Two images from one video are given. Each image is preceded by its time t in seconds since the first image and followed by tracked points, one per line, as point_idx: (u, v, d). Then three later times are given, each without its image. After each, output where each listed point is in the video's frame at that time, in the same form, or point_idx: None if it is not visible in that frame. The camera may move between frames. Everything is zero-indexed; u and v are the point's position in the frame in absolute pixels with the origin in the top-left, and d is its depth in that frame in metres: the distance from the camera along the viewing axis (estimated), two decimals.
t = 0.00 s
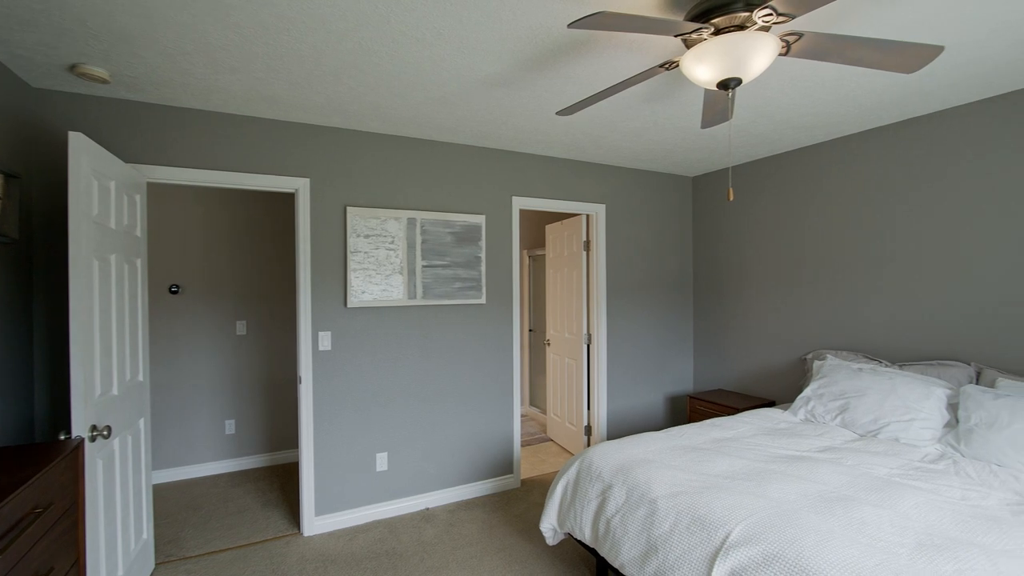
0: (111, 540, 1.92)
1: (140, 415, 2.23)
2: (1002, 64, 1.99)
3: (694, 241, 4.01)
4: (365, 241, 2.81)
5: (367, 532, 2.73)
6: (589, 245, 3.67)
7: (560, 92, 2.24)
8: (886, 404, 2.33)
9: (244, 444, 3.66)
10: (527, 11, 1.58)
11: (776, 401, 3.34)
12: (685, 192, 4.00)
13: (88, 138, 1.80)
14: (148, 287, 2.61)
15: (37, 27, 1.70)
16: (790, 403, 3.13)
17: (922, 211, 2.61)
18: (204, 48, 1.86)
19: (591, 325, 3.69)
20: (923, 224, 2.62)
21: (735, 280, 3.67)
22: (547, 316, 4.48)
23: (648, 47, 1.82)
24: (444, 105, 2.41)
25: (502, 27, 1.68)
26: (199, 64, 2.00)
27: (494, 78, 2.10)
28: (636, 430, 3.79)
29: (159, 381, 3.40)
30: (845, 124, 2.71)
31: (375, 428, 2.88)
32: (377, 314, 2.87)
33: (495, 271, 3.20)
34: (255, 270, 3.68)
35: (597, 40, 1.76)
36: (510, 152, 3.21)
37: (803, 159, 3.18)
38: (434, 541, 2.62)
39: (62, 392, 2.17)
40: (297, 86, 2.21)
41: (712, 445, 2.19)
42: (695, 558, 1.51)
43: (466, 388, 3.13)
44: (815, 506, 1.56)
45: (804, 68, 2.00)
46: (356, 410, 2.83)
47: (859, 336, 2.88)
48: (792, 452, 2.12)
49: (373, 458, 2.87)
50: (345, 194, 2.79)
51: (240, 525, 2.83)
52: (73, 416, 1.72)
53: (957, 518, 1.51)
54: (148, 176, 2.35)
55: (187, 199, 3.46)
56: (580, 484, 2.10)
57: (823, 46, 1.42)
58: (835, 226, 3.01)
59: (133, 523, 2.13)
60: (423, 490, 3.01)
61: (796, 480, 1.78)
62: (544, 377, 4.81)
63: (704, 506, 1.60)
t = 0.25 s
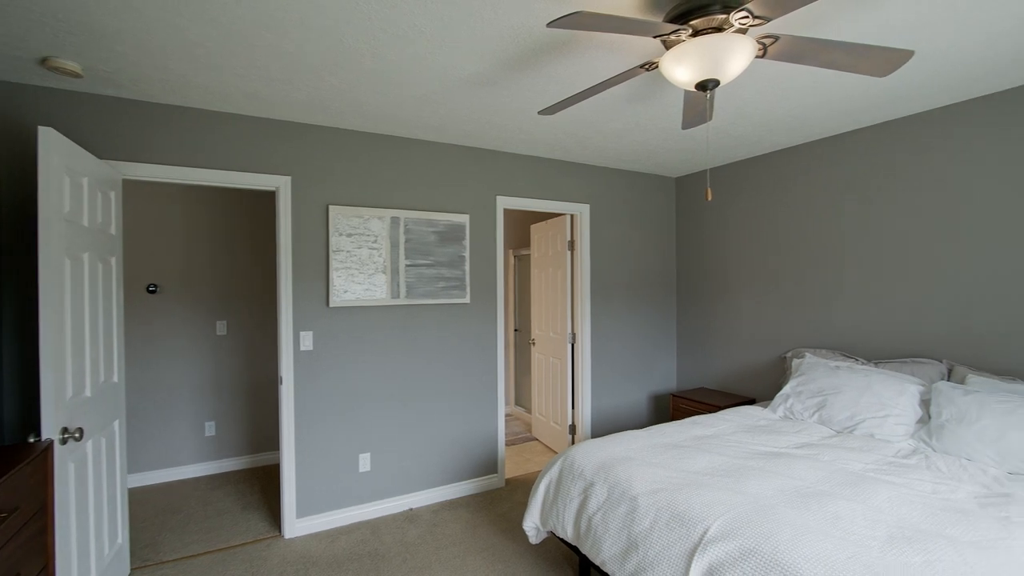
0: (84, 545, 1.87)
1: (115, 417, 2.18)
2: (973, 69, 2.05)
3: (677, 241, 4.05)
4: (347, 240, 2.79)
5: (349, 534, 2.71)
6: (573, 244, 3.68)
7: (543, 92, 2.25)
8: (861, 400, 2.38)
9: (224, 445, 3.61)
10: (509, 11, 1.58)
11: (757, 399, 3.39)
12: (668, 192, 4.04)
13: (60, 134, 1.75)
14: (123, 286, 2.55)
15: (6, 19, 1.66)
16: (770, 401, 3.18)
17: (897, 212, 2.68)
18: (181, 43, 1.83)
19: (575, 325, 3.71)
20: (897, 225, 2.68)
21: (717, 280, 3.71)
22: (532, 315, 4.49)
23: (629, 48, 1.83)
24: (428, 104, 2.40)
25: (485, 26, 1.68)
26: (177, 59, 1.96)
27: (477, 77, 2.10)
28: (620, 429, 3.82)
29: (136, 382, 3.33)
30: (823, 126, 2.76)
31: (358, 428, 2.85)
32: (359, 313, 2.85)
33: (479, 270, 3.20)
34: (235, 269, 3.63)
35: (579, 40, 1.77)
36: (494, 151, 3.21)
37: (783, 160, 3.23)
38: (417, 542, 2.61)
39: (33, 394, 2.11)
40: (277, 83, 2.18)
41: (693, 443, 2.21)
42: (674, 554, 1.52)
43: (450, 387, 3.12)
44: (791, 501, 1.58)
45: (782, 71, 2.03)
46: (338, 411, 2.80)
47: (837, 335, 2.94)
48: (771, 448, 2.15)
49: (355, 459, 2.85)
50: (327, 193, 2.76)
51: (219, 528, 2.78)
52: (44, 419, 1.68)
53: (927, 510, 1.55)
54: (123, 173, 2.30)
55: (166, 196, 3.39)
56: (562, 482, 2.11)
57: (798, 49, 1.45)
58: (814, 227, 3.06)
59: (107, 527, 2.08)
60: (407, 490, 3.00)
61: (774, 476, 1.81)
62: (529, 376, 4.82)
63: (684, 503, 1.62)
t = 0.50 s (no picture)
0: (53, 550, 1.82)
1: (87, 419, 2.13)
2: (944, 74, 2.11)
3: (660, 241, 4.09)
4: (328, 239, 2.76)
5: (331, 535, 2.68)
6: (557, 244, 3.69)
7: (525, 92, 2.25)
8: (837, 397, 2.43)
9: (202, 448, 3.54)
10: (489, 9, 1.58)
11: (737, 397, 3.44)
12: (651, 192, 4.07)
13: (28, 128, 1.70)
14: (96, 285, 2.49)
15: None
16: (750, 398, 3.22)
17: (872, 213, 2.74)
18: (156, 38, 1.80)
19: (559, 324, 3.72)
20: (872, 225, 2.74)
21: (698, 279, 3.76)
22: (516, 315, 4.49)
23: (611, 49, 1.85)
24: (410, 102, 2.39)
25: (465, 24, 1.68)
26: (152, 54, 1.92)
27: (459, 76, 2.10)
28: (604, 428, 3.84)
29: (111, 384, 3.25)
30: (801, 128, 2.82)
31: (340, 429, 2.83)
32: (341, 313, 2.82)
33: (463, 270, 3.19)
34: (214, 268, 3.57)
35: (560, 40, 1.78)
36: (478, 150, 3.21)
37: (762, 162, 3.28)
38: (399, 542, 2.60)
39: None
40: (256, 79, 2.15)
41: (673, 440, 2.23)
42: (653, 551, 1.53)
43: (433, 387, 3.11)
44: (768, 496, 1.61)
45: (760, 74, 2.07)
46: (319, 411, 2.77)
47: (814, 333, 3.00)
48: (749, 445, 2.18)
49: (337, 460, 2.82)
50: (308, 191, 2.73)
51: (197, 532, 2.73)
52: (11, 422, 1.63)
53: (898, 504, 1.59)
54: (96, 169, 2.25)
55: (142, 194, 3.32)
56: (544, 480, 2.11)
57: (774, 51, 1.47)
58: (792, 227, 3.12)
59: (78, 532, 2.03)
60: (389, 491, 2.97)
61: (752, 472, 1.83)
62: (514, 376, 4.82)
63: (663, 499, 1.64)
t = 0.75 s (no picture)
0: (19, 557, 1.77)
1: (56, 421, 2.07)
2: (916, 78, 2.16)
3: (642, 241, 4.12)
4: (308, 238, 2.72)
5: (311, 538, 2.65)
6: (540, 243, 3.70)
7: (506, 91, 2.25)
8: (813, 394, 2.48)
9: (179, 450, 3.47)
10: (469, 7, 1.58)
11: (718, 394, 3.48)
12: (634, 192, 4.11)
13: None
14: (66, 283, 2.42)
15: None
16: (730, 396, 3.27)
17: (847, 214, 2.80)
18: (129, 31, 1.76)
19: (542, 323, 3.73)
20: (847, 226, 2.81)
21: (680, 279, 3.80)
22: (499, 314, 4.49)
23: (593, 49, 1.86)
24: (391, 100, 2.38)
25: (446, 21, 1.68)
26: (125, 48, 1.88)
27: (441, 74, 2.09)
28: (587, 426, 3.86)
29: (83, 386, 3.16)
30: (778, 130, 2.87)
31: (320, 429, 2.79)
32: (322, 312, 2.79)
33: (445, 269, 3.18)
34: (191, 267, 3.50)
35: (540, 39, 1.79)
36: (461, 149, 3.20)
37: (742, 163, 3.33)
38: (380, 543, 2.58)
39: None
40: (234, 75, 2.12)
41: (654, 437, 2.25)
42: (632, 546, 1.55)
43: (416, 387, 3.09)
44: (744, 491, 1.63)
45: (739, 76, 2.10)
46: (299, 412, 2.73)
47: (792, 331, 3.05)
48: (728, 441, 2.21)
49: (317, 461, 2.79)
50: (288, 189, 2.69)
51: (172, 536, 2.67)
52: None
53: (870, 497, 1.62)
54: (66, 165, 2.19)
55: (116, 191, 3.24)
56: (526, 479, 2.11)
57: (750, 53, 1.50)
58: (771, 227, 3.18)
59: (47, 538, 1.97)
60: (371, 492, 2.95)
61: (729, 468, 1.86)
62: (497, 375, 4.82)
63: (642, 495, 1.65)
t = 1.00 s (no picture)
0: None
1: (24, 425, 2.01)
2: (889, 82, 2.22)
3: (624, 241, 4.16)
4: (288, 236, 2.69)
5: (291, 540, 2.61)
6: (523, 243, 3.70)
7: (488, 89, 2.25)
8: (790, 391, 2.52)
9: (155, 454, 3.39)
10: (450, 4, 1.58)
11: (699, 392, 3.53)
12: (616, 192, 4.13)
13: None
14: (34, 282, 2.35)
15: None
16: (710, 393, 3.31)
17: (823, 214, 2.87)
18: (100, 23, 1.72)
19: (525, 322, 3.73)
20: (823, 226, 2.86)
21: (661, 278, 3.84)
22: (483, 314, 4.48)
23: (575, 49, 1.87)
24: (373, 97, 2.36)
25: (426, 19, 1.67)
26: (97, 41, 1.84)
27: (422, 72, 2.08)
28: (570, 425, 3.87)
29: (54, 388, 3.07)
30: (757, 131, 2.92)
31: (300, 430, 2.76)
32: (302, 312, 2.75)
33: (428, 268, 3.16)
34: (167, 266, 3.43)
35: (521, 38, 1.79)
36: (443, 148, 3.19)
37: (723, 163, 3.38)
38: (362, 545, 2.55)
39: None
40: (211, 70, 2.08)
41: (635, 435, 2.27)
42: (611, 543, 1.56)
43: (398, 387, 3.07)
44: (722, 486, 1.66)
45: (717, 77, 2.13)
46: (278, 413, 2.70)
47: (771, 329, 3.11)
48: (707, 438, 2.24)
49: (298, 463, 2.75)
50: (267, 187, 2.65)
51: (148, 541, 2.61)
52: None
53: (843, 490, 1.66)
54: (35, 160, 2.12)
55: (88, 188, 3.15)
56: (507, 478, 2.11)
57: (727, 55, 1.52)
58: (751, 227, 3.23)
59: (14, 545, 1.91)
60: (352, 493, 2.92)
61: (708, 464, 1.88)
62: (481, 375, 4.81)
63: (621, 492, 1.66)
